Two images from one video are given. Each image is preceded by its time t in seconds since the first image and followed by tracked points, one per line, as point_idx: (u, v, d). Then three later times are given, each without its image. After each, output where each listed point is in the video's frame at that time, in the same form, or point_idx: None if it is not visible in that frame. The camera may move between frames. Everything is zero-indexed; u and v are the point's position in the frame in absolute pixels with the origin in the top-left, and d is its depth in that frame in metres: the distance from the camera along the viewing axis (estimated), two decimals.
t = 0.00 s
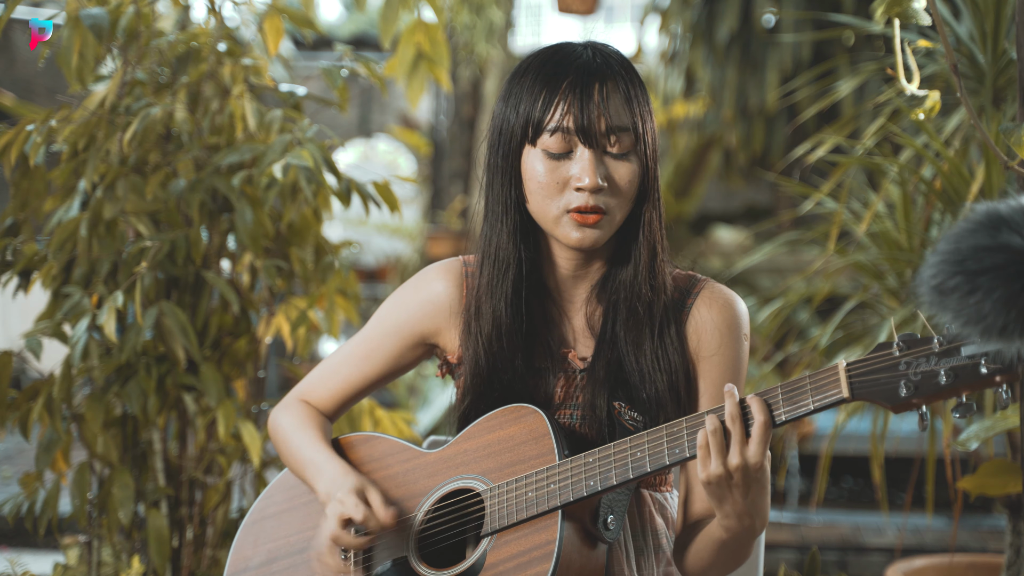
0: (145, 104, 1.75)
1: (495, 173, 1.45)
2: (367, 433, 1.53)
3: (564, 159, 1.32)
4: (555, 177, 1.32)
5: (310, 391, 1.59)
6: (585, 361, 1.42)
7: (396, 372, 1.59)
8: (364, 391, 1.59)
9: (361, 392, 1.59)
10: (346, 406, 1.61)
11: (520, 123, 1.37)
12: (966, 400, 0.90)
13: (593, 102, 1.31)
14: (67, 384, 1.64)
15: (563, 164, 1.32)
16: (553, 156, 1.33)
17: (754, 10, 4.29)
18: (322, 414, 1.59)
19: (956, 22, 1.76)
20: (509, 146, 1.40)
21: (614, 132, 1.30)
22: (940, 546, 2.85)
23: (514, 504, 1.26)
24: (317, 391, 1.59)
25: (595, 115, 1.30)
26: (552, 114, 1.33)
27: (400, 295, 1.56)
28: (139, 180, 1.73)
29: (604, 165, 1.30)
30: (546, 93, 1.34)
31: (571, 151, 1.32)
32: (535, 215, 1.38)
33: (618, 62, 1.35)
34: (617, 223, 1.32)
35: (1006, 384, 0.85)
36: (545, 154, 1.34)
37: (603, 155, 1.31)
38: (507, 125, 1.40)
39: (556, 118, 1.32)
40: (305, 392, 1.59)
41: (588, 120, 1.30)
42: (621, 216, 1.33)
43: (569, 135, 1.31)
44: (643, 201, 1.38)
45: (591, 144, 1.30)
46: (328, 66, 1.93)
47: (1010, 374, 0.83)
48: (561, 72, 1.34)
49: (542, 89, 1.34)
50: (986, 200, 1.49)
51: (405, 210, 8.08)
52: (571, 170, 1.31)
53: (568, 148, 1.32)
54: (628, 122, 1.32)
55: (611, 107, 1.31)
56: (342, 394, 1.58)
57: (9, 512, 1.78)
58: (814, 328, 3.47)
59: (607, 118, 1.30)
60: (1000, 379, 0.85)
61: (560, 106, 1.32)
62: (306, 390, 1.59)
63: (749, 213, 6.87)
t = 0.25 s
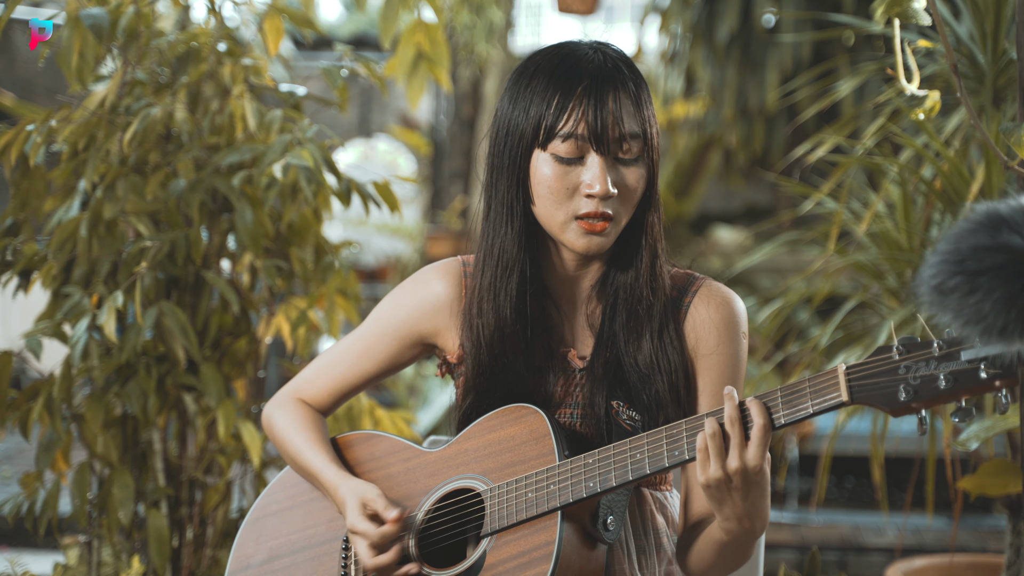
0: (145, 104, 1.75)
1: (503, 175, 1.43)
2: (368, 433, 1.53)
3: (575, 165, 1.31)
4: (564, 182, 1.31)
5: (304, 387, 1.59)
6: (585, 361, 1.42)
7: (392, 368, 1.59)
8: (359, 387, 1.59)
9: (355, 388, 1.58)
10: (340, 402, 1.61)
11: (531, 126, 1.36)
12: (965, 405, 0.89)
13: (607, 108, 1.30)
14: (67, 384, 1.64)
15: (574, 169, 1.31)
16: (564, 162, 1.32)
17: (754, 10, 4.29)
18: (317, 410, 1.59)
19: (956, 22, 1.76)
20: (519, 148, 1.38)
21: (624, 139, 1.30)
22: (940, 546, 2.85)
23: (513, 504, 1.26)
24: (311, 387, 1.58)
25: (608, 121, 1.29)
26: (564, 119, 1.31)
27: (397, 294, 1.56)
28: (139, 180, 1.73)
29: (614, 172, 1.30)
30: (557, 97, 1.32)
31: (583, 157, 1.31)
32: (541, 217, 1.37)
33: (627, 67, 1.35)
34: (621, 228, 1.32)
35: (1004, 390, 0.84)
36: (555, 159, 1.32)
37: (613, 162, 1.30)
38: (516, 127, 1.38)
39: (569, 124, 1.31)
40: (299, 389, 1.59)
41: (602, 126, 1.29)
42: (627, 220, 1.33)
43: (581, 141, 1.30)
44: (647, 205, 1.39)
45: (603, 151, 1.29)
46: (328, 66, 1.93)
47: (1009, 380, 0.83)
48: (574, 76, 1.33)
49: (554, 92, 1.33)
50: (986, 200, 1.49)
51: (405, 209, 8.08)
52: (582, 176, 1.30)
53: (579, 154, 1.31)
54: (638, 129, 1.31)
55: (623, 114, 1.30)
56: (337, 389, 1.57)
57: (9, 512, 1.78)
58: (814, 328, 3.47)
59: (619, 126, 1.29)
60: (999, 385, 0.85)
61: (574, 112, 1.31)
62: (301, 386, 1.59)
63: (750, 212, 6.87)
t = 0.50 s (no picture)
0: (145, 104, 1.74)
1: (506, 178, 1.43)
2: (369, 433, 1.53)
3: (581, 164, 1.31)
4: (569, 182, 1.31)
5: (309, 392, 1.59)
6: (586, 362, 1.43)
7: (396, 373, 1.59)
8: (365, 391, 1.59)
9: (361, 392, 1.58)
10: (345, 405, 1.61)
11: (534, 127, 1.36)
12: (965, 401, 0.89)
13: (612, 107, 1.30)
14: (67, 384, 1.64)
15: (579, 168, 1.31)
16: (568, 162, 1.31)
17: (754, 10, 4.29)
18: (322, 415, 1.59)
19: (956, 22, 1.76)
20: (521, 150, 1.38)
21: (628, 137, 1.30)
22: (940, 546, 2.85)
23: (514, 503, 1.26)
24: (317, 392, 1.59)
25: (612, 119, 1.29)
26: (568, 119, 1.31)
27: (400, 296, 1.56)
28: (139, 180, 1.73)
29: (619, 169, 1.30)
30: (561, 96, 1.32)
31: (588, 155, 1.30)
32: (545, 217, 1.36)
33: (627, 66, 1.36)
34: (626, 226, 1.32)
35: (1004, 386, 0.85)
36: (558, 159, 1.32)
37: (618, 160, 1.30)
38: (519, 129, 1.38)
39: (573, 123, 1.31)
40: (305, 395, 1.59)
41: (606, 124, 1.29)
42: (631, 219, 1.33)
43: (585, 140, 1.30)
44: (649, 205, 1.40)
45: (608, 150, 1.29)
46: (328, 66, 1.93)
47: (1009, 375, 0.83)
48: (577, 75, 1.33)
49: (557, 92, 1.33)
50: (986, 200, 1.49)
51: (405, 210, 8.08)
52: (588, 175, 1.30)
53: (584, 153, 1.30)
54: (640, 127, 1.32)
55: (626, 111, 1.31)
56: (342, 394, 1.57)
57: (9, 512, 1.78)
58: (814, 328, 3.48)
59: (623, 124, 1.30)
60: (999, 381, 0.85)
61: (578, 111, 1.31)
62: (307, 391, 1.59)
63: (750, 213, 6.88)
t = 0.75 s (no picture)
0: (145, 104, 1.75)
1: (500, 189, 1.42)
2: (371, 433, 1.53)
3: (574, 179, 1.29)
4: (565, 197, 1.30)
5: (315, 391, 1.59)
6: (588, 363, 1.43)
7: (400, 372, 1.59)
8: (369, 391, 1.58)
9: (365, 392, 1.58)
10: (351, 405, 1.61)
11: (527, 140, 1.34)
12: (967, 407, 0.90)
13: (602, 117, 1.28)
14: (67, 384, 1.64)
15: (573, 184, 1.29)
16: (563, 178, 1.30)
17: (754, 10, 4.29)
18: (329, 413, 1.58)
19: (956, 22, 1.76)
20: (516, 162, 1.37)
21: (621, 147, 1.28)
22: (940, 546, 2.85)
23: (515, 503, 1.26)
24: (322, 391, 1.58)
25: (602, 130, 1.27)
26: (559, 134, 1.30)
27: (402, 296, 1.57)
28: (139, 180, 1.73)
29: (614, 180, 1.28)
30: (553, 107, 1.30)
31: (582, 170, 1.29)
32: (546, 228, 1.36)
33: (616, 71, 1.33)
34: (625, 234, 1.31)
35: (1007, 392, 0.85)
36: (553, 174, 1.31)
37: (612, 171, 1.29)
38: (512, 141, 1.37)
39: (565, 138, 1.29)
40: (310, 393, 1.59)
41: (596, 137, 1.27)
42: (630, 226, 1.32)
43: (578, 156, 1.28)
44: (647, 207, 1.39)
45: (602, 162, 1.28)
46: (328, 66, 1.92)
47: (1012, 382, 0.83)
48: (565, 86, 1.31)
49: (548, 102, 1.31)
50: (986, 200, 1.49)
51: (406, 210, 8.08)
52: (583, 189, 1.28)
53: (578, 168, 1.29)
54: (633, 135, 1.30)
55: (617, 121, 1.28)
56: (347, 393, 1.57)
57: (9, 512, 1.78)
58: (814, 328, 3.48)
59: (614, 135, 1.28)
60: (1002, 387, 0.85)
61: (568, 125, 1.29)
62: (311, 390, 1.59)
63: (750, 213, 6.88)
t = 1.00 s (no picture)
0: (145, 104, 1.75)
1: (493, 201, 1.42)
2: (370, 432, 1.53)
3: (566, 191, 1.29)
4: (558, 208, 1.30)
5: (318, 388, 1.59)
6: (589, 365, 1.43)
7: (402, 373, 1.58)
8: (370, 391, 1.58)
9: (366, 392, 1.58)
10: (354, 404, 1.61)
11: (517, 153, 1.34)
12: (966, 407, 0.90)
13: (592, 128, 1.27)
14: (67, 384, 1.64)
15: (565, 196, 1.29)
16: (555, 190, 1.30)
17: (754, 10, 4.29)
18: (333, 411, 1.58)
19: (956, 22, 1.76)
20: (508, 174, 1.37)
21: (611, 157, 1.27)
22: (940, 546, 2.85)
23: (514, 504, 1.26)
24: (324, 389, 1.58)
25: (590, 142, 1.26)
26: (550, 147, 1.29)
27: (405, 296, 1.58)
28: (139, 180, 1.73)
29: (606, 190, 1.28)
30: (543, 118, 1.30)
31: (573, 182, 1.28)
32: (544, 237, 1.36)
33: (604, 78, 1.31)
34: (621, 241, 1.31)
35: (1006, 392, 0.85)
36: (546, 186, 1.31)
37: (604, 180, 1.28)
38: (504, 152, 1.36)
39: (555, 151, 1.29)
40: (313, 390, 1.59)
41: (585, 149, 1.26)
42: (625, 233, 1.31)
43: (568, 168, 1.28)
44: (645, 211, 1.37)
45: (593, 173, 1.27)
46: (328, 66, 1.92)
47: (1011, 382, 0.83)
48: (552, 98, 1.30)
49: (539, 112, 1.31)
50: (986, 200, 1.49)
51: (406, 210, 8.08)
52: (575, 199, 1.28)
53: (569, 181, 1.29)
54: (623, 143, 1.28)
55: (606, 130, 1.27)
56: (350, 390, 1.57)
57: (9, 512, 1.78)
58: (814, 328, 3.48)
59: (603, 145, 1.26)
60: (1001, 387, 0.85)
61: (557, 138, 1.28)
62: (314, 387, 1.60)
63: (750, 213, 6.88)
